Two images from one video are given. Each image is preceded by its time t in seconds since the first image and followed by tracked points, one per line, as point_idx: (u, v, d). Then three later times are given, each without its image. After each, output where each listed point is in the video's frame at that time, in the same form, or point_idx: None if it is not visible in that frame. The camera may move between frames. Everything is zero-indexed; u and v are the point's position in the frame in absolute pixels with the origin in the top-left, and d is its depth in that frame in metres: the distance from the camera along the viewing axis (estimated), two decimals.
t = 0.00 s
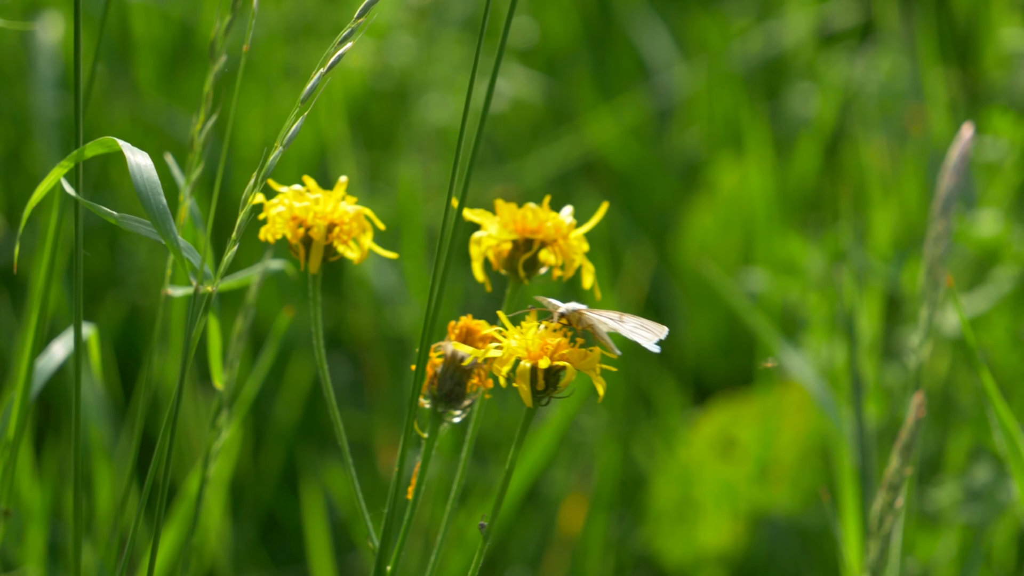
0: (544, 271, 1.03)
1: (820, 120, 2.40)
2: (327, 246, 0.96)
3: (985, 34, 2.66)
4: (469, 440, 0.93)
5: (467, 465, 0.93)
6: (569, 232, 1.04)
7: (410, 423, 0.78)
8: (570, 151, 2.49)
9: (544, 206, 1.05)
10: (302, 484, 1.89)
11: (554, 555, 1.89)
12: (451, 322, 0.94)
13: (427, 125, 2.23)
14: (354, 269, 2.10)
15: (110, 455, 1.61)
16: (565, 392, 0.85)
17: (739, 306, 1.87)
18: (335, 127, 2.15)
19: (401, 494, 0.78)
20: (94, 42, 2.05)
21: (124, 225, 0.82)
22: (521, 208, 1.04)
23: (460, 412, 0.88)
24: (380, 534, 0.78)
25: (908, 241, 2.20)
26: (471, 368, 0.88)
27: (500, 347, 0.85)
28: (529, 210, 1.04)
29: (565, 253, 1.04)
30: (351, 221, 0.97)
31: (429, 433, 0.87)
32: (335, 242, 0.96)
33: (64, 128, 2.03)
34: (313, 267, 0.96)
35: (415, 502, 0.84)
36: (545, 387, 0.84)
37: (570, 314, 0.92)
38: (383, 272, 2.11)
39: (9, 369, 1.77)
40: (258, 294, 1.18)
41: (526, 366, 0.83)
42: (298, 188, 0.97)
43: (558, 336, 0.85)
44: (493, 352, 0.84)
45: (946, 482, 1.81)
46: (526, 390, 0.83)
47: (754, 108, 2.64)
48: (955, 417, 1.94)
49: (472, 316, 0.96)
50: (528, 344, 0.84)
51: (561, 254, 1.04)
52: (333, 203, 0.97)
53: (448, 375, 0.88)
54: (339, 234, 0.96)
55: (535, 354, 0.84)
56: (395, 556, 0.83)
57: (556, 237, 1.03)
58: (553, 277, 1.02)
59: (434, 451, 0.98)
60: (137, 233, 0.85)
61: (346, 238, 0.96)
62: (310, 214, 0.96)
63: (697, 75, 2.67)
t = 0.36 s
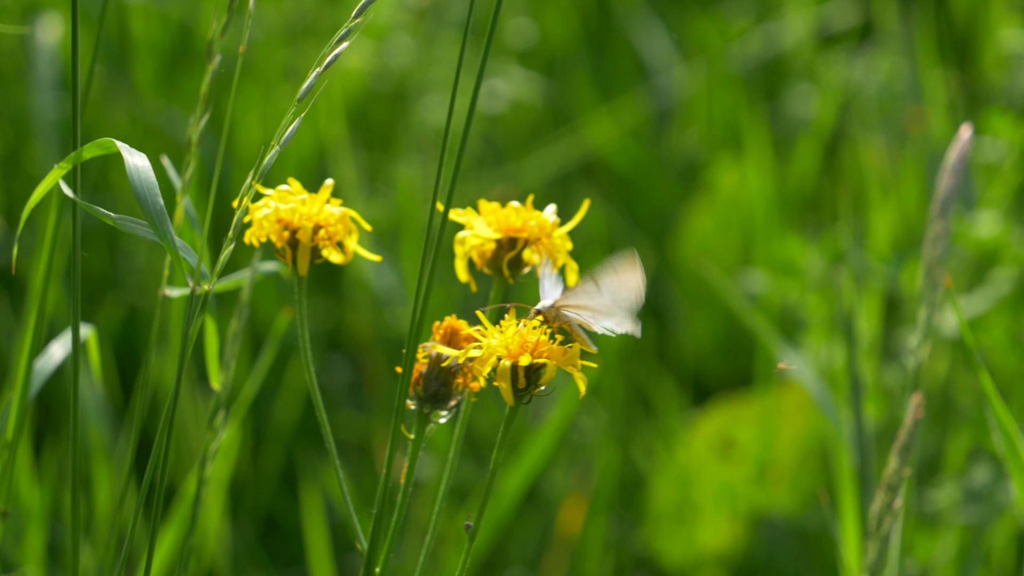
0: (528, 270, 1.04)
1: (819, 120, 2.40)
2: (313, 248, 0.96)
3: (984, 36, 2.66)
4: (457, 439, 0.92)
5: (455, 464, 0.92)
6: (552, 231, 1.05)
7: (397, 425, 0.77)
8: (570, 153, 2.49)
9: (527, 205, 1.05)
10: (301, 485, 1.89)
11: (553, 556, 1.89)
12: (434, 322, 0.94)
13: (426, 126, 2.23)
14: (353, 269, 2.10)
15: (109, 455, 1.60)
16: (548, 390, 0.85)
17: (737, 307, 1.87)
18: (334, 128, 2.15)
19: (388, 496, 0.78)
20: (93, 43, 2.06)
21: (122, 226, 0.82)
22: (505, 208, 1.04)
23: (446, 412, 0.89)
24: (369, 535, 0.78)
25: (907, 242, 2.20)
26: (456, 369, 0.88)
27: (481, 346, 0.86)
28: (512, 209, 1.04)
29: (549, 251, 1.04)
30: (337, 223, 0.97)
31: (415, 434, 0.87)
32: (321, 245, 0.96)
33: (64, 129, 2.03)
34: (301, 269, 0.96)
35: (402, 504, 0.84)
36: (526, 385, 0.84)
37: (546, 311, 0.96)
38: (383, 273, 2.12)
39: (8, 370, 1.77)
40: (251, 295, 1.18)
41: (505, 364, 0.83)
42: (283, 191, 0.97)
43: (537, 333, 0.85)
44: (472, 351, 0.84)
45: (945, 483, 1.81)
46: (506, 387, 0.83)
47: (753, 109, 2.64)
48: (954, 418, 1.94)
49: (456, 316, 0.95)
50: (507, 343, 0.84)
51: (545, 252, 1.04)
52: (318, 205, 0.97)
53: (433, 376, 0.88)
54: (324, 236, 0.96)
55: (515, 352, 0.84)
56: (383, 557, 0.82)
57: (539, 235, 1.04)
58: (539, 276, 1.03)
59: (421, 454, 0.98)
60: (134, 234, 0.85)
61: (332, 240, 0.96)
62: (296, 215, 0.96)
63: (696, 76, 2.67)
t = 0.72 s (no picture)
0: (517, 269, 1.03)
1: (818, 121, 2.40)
2: (302, 249, 0.95)
3: (983, 36, 2.66)
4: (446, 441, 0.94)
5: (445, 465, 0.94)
6: (540, 230, 1.06)
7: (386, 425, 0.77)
8: (569, 153, 2.49)
9: (515, 204, 1.06)
10: (301, 485, 1.89)
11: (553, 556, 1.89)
12: (423, 322, 0.95)
13: (425, 126, 2.23)
14: (352, 270, 2.10)
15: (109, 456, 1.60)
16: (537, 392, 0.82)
17: (736, 308, 1.87)
18: (334, 129, 2.15)
19: (377, 495, 0.78)
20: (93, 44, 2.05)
21: (119, 226, 0.82)
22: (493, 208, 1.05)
23: (435, 412, 0.88)
24: (358, 535, 0.78)
25: (907, 243, 2.20)
26: (446, 369, 0.87)
27: (469, 347, 0.83)
28: (501, 209, 1.05)
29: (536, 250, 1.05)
30: (326, 223, 0.96)
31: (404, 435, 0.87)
32: (311, 245, 0.95)
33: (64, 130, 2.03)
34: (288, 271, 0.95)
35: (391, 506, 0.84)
36: (515, 387, 0.81)
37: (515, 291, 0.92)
38: (383, 274, 2.13)
39: (8, 371, 1.77)
40: (249, 295, 1.18)
41: (494, 366, 0.80)
42: (272, 192, 0.96)
43: (527, 334, 0.82)
44: (460, 353, 0.82)
45: (944, 484, 1.81)
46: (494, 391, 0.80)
47: (753, 110, 2.64)
48: (954, 418, 1.94)
49: (444, 316, 0.96)
50: (496, 344, 0.82)
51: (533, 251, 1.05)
52: (308, 206, 0.96)
53: (422, 376, 0.88)
54: (314, 236, 0.95)
55: (504, 354, 0.82)
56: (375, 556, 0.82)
57: (528, 234, 1.05)
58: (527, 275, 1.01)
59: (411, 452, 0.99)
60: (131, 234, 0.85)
61: (322, 241, 0.95)
62: (286, 217, 0.94)
63: (696, 77, 2.67)
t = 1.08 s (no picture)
0: (504, 268, 1.02)
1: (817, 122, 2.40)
2: (288, 252, 0.93)
3: (982, 37, 2.67)
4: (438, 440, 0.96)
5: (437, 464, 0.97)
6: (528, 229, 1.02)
7: (377, 426, 0.77)
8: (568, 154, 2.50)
9: (502, 203, 1.04)
10: (300, 486, 1.89)
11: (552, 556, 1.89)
12: (414, 324, 0.95)
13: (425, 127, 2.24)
14: (351, 271, 2.10)
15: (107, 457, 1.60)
16: (527, 395, 0.82)
17: (735, 309, 1.87)
18: (333, 130, 2.15)
19: (370, 495, 0.78)
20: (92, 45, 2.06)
21: (114, 223, 0.82)
22: (479, 207, 1.03)
23: (426, 414, 0.88)
24: (351, 536, 0.78)
25: (906, 244, 2.20)
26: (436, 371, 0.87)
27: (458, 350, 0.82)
28: (487, 208, 1.03)
29: (524, 250, 1.02)
30: (312, 225, 0.93)
31: (396, 436, 0.86)
32: (297, 248, 0.93)
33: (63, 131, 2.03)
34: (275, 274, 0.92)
35: (383, 507, 0.83)
36: (505, 390, 0.81)
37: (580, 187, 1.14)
38: (382, 275, 2.09)
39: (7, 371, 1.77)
40: (246, 296, 1.19)
41: (484, 370, 0.79)
42: (256, 195, 0.93)
43: (517, 337, 0.81)
44: (450, 356, 0.80)
45: (943, 484, 1.81)
46: (484, 394, 0.79)
47: (752, 111, 2.65)
48: (952, 419, 1.94)
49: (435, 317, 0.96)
50: (485, 347, 0.81)
51: (521, 251, 1.02)
52: (293, 208, 0.93)
53: (413, 377, 0.87)
54: (299, 239, 0.93)
55: (494, 357, 0.81)
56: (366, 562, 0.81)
57: (515, 235, 1.02)
58: (513, 275, 1.01)
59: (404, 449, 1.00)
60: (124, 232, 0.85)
61: (308, 243, 0.93)
62: (271, 220, 0.92)
63: (695, 78, 2.67)
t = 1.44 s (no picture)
0: (497, 270, 1.00)
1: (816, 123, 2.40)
2: (279, 255, 0.90)
3: (981, 38, 2.67)
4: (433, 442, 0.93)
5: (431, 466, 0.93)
6: (520, 229, 1.02)
7: (371, 430, 0.76)
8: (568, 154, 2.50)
9: (493, 205, 1.03)
10: (300, 486, 1.89)
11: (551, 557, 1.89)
12: (406, 325, 0.95)
13: (425, 128, 2.24)
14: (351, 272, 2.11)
15: (106, 457, 1.60)
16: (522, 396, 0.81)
17: (734, 309, 1.87)
18: (333, 131, 2.16)
19: (365, 497, 0.78)
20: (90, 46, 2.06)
21: (102, 221, 0.82)
22: (470, 208, 1.02)
23: (420, 415, 0.88)
24: (347, 539, 0.78)
25: (905, 244, 2.21)
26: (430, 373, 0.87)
27: (453, 352, 0.81)
28: (478, 209, 1.02)
29: (517, 250, 1.01)
30: (302, 228, 0.91)
31: (390, 438, 0.87)
32: (288, 250, 0.91)
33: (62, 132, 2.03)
34: (265, 277, 0.89)
35: (378, 509, 0.83)
36: (500, 392, 0.80)
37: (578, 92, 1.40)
38: (379, 275, 2.10)
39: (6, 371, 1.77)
40: (245, 296, 1.19)
41: (479, 371, 0.79)
42: (246, 197, 0.91)
43: (512, 338, 0.82)
44: (445, 358, 0.80)
45: (941, 485, 1.81)
46: (481, 395, 0.79)
47: (751, 112, 2.65)
48: (951, 420, 1.94)
49: (428, 319, 0.97)
50: (480, 349, 0.81)
51: (513, 251, 1.01)
52: (283, 211, 0.91)
53: (406, 379, 0.87)
54: (290, 241, 0.91)
55: (489, 358, 0.81)
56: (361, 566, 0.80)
57: (507, 235, 1.01)
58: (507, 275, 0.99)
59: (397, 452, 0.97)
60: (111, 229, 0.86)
61: (298, 245, 0.91)
62: (261, 223, 0.90)
63: (694, 79, 2.67)
